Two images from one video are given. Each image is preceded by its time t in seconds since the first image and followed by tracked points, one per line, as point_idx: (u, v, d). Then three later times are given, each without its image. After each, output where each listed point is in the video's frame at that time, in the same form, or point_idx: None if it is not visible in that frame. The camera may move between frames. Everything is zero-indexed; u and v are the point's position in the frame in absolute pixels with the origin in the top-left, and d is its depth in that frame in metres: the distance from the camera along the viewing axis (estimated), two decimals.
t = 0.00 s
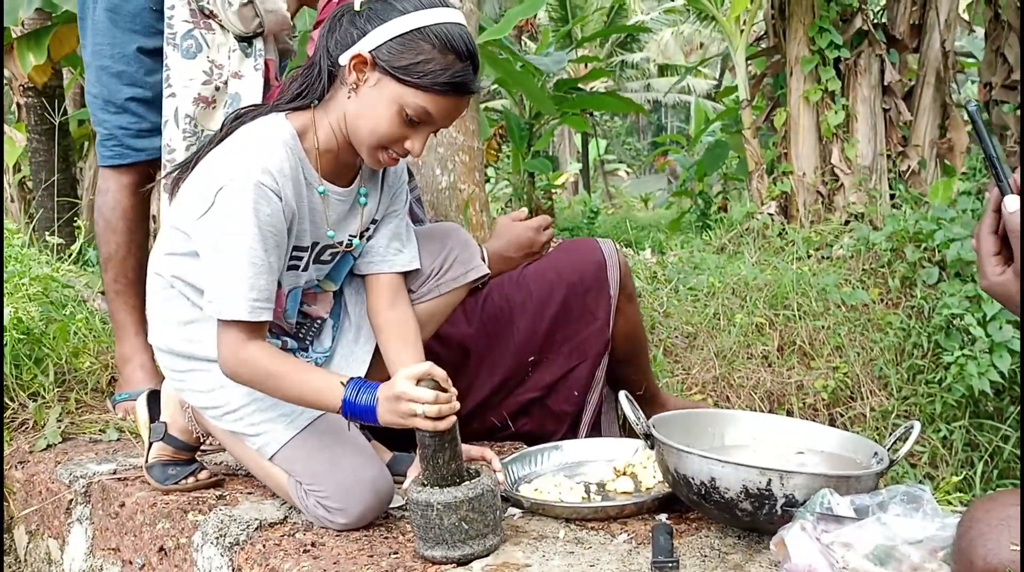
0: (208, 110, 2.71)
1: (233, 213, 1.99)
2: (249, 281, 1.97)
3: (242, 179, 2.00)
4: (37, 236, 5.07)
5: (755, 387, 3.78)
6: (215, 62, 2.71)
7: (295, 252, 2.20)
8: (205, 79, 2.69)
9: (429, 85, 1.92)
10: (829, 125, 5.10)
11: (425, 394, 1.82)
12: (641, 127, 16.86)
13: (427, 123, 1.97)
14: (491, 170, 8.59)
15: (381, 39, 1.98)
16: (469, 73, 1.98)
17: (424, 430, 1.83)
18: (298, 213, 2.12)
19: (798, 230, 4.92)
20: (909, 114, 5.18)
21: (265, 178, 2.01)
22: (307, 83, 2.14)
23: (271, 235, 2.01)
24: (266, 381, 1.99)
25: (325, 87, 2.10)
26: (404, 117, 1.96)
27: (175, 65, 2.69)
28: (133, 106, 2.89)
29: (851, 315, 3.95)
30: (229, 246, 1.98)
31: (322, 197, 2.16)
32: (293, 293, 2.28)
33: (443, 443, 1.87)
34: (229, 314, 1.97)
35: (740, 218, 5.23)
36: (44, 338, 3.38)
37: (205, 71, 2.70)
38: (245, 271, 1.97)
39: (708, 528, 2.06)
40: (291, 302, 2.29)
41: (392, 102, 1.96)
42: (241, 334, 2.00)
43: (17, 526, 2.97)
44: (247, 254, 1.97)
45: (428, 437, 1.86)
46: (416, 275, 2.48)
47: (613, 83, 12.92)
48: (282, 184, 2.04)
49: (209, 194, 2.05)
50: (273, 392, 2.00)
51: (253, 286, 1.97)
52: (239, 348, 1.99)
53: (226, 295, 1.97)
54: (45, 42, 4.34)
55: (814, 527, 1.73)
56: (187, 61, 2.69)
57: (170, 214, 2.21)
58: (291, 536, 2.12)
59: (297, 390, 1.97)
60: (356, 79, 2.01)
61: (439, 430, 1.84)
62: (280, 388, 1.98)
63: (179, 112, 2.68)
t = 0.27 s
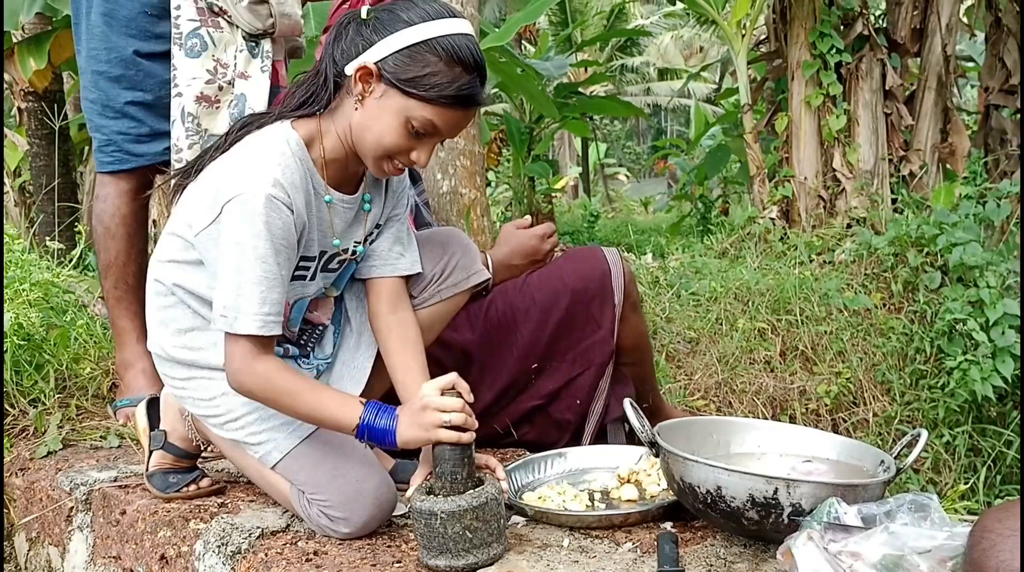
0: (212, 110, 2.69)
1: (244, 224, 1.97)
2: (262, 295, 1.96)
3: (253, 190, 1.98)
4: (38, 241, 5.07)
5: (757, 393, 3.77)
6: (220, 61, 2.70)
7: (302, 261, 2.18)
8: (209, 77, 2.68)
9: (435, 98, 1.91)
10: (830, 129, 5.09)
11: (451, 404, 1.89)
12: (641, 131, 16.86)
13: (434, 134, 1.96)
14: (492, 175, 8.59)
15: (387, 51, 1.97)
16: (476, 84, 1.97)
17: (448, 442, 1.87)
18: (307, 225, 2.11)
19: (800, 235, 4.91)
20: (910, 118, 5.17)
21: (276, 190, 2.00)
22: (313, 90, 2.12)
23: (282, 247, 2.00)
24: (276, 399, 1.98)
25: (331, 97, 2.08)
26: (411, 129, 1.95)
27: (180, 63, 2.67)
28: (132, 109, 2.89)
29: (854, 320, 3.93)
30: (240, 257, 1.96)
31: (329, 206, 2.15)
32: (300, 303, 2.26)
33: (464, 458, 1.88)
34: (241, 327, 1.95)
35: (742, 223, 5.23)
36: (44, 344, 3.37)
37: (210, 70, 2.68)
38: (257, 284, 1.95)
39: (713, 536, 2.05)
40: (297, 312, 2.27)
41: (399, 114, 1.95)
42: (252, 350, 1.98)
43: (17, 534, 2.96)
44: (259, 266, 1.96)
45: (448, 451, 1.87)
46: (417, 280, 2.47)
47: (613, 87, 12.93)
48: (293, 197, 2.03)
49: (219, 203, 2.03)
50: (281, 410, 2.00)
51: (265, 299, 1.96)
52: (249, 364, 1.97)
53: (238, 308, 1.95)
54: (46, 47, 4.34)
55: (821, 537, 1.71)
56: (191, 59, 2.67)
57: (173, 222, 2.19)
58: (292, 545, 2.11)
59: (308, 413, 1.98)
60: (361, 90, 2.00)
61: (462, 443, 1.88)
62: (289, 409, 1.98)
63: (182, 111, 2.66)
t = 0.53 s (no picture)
0: (201, 104, 2.67)
1: (239, 223, 1.97)
2: (255, 294, 1.96)
3: (248, 188, 1.98)
4: (38, 242, 5.07)
5: (758, 393, 3.77)
6: (212, 56, 2.69)
7: (300, 261, 2.17)
8: (199, 72, 2.67)
9: (435, 102, 1.91)
10: (831, 130, 5.08)
11: (443, 383, 1.82)
12: (641, 132, 16.86)
13: (432, 138, 1.96)
14: (492, 175, 8.59)
15: (387, 54, 1.96)
16: (476, 89, 1.96)
17: (446, 422, 1.81)
18: (304, 224, 2.11)
19: (801, 235, 4.91)
20: (911, 118, 5.17)
21: (271, 189, 1.99)
22: (311, 90, 2.11)
23: (278, 246, 2.00)
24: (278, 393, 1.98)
25: (329, 98, 2.08)
26: (409, 133, 1.95)
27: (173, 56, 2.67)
28: (113, 108, 2.86)
29: (854, 320, 3.93)
30: (237, 256, 1.96)
31: (326, 207, 2.15)
32: (297, 302, 2.26)
33: (464, 436, 1.84)
34: (234, 326, 1.96)
35: (742, 223, 5.23)
36: (44, 345, 3.36)
37: (201, 63, 2.67)
38: (252, 282, 1.96)
39: (714, 536, 2.04)
40: (295, 312, 2.27)
41: (397, 117, 1.95)
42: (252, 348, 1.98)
43: (17, 534, 2.95)
44: (255, 265, 1.96)
45: (447, 431, 1.83)
46: (417, 281, 2.46)
47: (614, 88, 12.93)
48: (289, 195, 2.02)
49: (215, 201, 2.03)
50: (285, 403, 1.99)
51: (259, 298, 1.96)
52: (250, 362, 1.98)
53: (232, 306, 1.96)
54: (46, 47, 4.34)
55: (824, 536, 1.70)
56: (183, 53, 2.66)
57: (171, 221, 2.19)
58: (292, 545, 2.10)
59: (309, 404, 1.97)
60: (360, 92, 1.99)
61: (461, 420, 1.82)
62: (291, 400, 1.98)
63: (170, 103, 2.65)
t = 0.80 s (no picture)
0: (186, 111, 2.65)
1: (233, 222, 1.97)
2: (250, 293, 1.96)
3: (243, 187, 1.98)
4: (37, 241, 5.07)
5: (757, 393, 3.77)
6: (195, 59, 2.65)
7: (298, 260, 2.18)
8: (183, 77, 2.63)
9: (432, 100, 1.91)
10: (830, 129, 5.08)
11: (447, 370, 1.85)
12: (641, 131, 16.86)
13: (429, 136, 1.96)
14: (492, 175, 8.59)
15: (384, 52, 1.96)
16: (472, 86, 1.96)
17: (449, 409, 1.83)
18: (299, 223, 2.10)
19: (800, 235, 4.91)
20: (910, 118, 5.17)
21: (266, 187, 1.99)
22: (307, 88, 2.12)
23: (272, 244, 2.00)
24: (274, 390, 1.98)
25: (326, 96, 2.08)
26: (406, 131, 1.95)
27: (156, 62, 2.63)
28: (90, 110, 2.84)
29: (853, 320, 3.92)
30: (231, 255, 1.96)
31: (326, 205, 2.15)
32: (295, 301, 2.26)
33: (464, 425, 1.85)
34: (229, 324, 1.96)
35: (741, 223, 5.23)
36: (42, 344, 3.36)
37: (184, 68, 2.63)
38: (246, 281, 1.95)
39: (712, 536, 2.05)
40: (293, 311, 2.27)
41: (394, 115, 1.94)
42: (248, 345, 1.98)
43: (16, 534, 2.95)
44: (249, 263, 1.96)
45: (447, 419, 1.84)
46: (415, 281, 2.47)
47: (613, 88, 12.93)
48: (284, 193, 2.02)
49: (210, 200, 2.03)
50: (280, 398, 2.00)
51: (253, 297, 1.96)
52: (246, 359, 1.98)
53: (227, 305, 1.96)
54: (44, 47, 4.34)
55: (821, 536, 1.70)
56: (166, 58, 2.63)
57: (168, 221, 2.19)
58: (290, 545, 2.10)
59: (306, 397, 1.97)
60: (357, 90, 1.99)
61: (461, 409, 1.85)
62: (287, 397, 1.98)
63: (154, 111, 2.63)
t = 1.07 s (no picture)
0: (192, 111, 2.65)
1: (239, 214, 1.98)
2: (259, 284, 1.97)
3: (246, 180, 1.99)
4: (38, 242, 5.08)
5: (756, 393, 3.77)
6: (201, 59, 2.65)
7: (300, 255, 2.18)
8: (191, 76, 2.63)
9: (429, 91, 1.92)
10: (829, 130, 5.09)
11: (465, 405, 1.87)
12: (641, 132, 16.87)
13: (428, 128, 1.97)
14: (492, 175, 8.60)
15: (380, 44, 1.97)
16: (469, 77, 1.98)
17: (458, 443, 1.86)
18: (304, 216, 2.11)
19: (799, 235, 4.92)
20: (909, 118, 5.18)
21: (269, 179, 2.00)
22: (306, 87, 2.13)
23: (280, 235, 2.01)
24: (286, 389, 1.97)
25: (325, 92, 2.09)
26: (405, 123, 1.96)
27: (162, 60, 2.62)
28: (90, 111, 2.84)
29: (852, 321, 3.93)
30: (238, 247, 1.97)
31: (326, 201, 2.16)
32: (297, 296, 2.27)
33: (469, 460, 1.89)
34: (238, 317, 1.96)
35: (741, 223, 5.24)
36: (43, 345, 3.37)
37: (191, 68, 2.63)
38: (255, 272, 1.96)
39: (710, 535, 2.05)
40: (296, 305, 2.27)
41: (393, 108, 1.95)
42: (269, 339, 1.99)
43: (17, 534, 2.96)
44: (257, 255, 1.97)
45: (455, 452, 1.87)
46: (416, 281, 2.48)
47: (613, 89, 12.94)
48: (287, 184, 2.03)
49: (214, 197, 2.04)
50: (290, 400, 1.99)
51: (262, 289, 1.97)
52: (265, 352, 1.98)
53: (236, 298, 1.96)
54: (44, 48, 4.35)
55: (818, 535, 1.70)
56: (172, 56, 2.62)
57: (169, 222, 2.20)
58: (291, 544, 2.11)
59: (319, 401, 1.96)
60: (355, 84, 2.00)
61: (472, 444, 1.87)
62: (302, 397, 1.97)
63: (161, 111, 2.63)
